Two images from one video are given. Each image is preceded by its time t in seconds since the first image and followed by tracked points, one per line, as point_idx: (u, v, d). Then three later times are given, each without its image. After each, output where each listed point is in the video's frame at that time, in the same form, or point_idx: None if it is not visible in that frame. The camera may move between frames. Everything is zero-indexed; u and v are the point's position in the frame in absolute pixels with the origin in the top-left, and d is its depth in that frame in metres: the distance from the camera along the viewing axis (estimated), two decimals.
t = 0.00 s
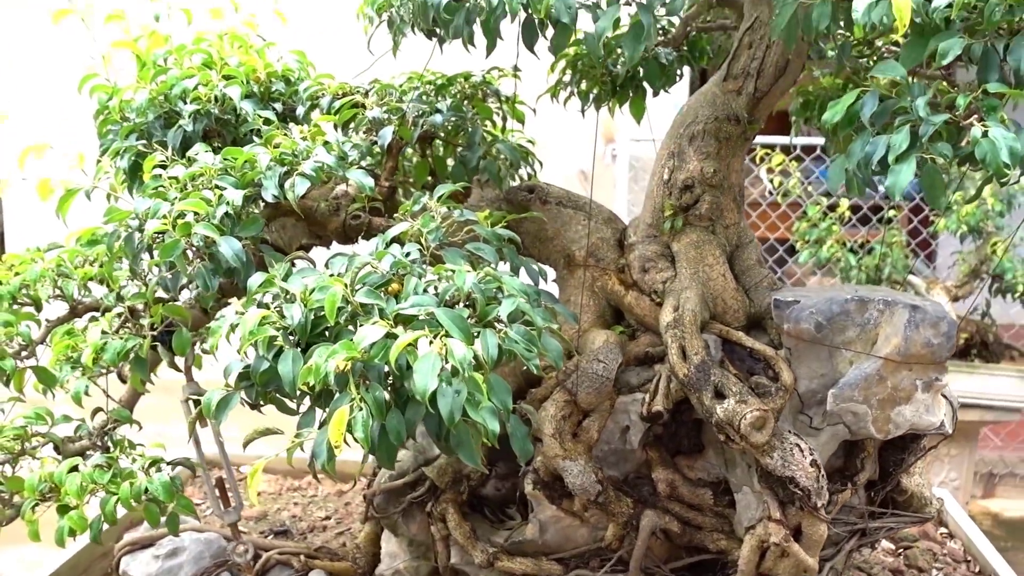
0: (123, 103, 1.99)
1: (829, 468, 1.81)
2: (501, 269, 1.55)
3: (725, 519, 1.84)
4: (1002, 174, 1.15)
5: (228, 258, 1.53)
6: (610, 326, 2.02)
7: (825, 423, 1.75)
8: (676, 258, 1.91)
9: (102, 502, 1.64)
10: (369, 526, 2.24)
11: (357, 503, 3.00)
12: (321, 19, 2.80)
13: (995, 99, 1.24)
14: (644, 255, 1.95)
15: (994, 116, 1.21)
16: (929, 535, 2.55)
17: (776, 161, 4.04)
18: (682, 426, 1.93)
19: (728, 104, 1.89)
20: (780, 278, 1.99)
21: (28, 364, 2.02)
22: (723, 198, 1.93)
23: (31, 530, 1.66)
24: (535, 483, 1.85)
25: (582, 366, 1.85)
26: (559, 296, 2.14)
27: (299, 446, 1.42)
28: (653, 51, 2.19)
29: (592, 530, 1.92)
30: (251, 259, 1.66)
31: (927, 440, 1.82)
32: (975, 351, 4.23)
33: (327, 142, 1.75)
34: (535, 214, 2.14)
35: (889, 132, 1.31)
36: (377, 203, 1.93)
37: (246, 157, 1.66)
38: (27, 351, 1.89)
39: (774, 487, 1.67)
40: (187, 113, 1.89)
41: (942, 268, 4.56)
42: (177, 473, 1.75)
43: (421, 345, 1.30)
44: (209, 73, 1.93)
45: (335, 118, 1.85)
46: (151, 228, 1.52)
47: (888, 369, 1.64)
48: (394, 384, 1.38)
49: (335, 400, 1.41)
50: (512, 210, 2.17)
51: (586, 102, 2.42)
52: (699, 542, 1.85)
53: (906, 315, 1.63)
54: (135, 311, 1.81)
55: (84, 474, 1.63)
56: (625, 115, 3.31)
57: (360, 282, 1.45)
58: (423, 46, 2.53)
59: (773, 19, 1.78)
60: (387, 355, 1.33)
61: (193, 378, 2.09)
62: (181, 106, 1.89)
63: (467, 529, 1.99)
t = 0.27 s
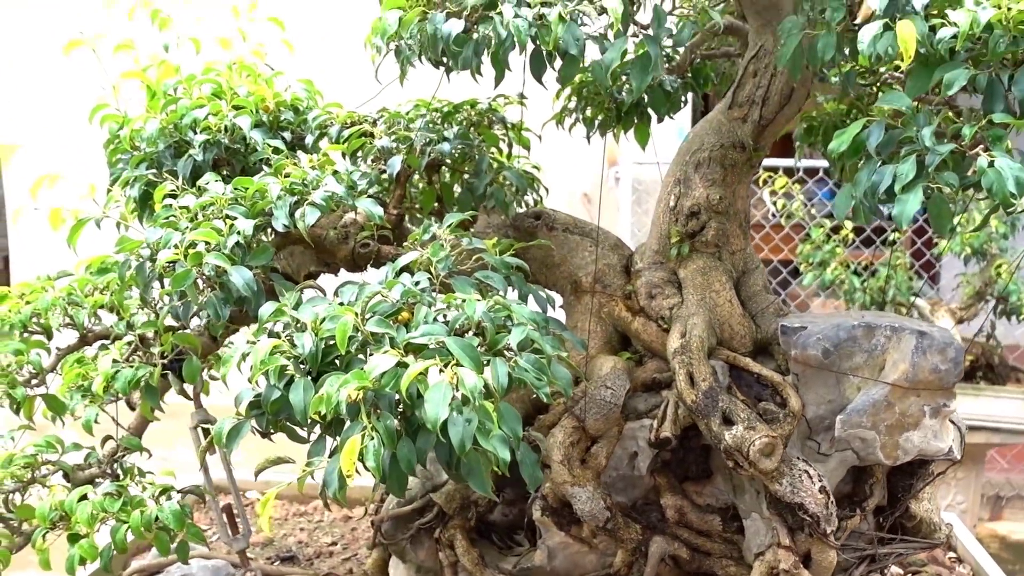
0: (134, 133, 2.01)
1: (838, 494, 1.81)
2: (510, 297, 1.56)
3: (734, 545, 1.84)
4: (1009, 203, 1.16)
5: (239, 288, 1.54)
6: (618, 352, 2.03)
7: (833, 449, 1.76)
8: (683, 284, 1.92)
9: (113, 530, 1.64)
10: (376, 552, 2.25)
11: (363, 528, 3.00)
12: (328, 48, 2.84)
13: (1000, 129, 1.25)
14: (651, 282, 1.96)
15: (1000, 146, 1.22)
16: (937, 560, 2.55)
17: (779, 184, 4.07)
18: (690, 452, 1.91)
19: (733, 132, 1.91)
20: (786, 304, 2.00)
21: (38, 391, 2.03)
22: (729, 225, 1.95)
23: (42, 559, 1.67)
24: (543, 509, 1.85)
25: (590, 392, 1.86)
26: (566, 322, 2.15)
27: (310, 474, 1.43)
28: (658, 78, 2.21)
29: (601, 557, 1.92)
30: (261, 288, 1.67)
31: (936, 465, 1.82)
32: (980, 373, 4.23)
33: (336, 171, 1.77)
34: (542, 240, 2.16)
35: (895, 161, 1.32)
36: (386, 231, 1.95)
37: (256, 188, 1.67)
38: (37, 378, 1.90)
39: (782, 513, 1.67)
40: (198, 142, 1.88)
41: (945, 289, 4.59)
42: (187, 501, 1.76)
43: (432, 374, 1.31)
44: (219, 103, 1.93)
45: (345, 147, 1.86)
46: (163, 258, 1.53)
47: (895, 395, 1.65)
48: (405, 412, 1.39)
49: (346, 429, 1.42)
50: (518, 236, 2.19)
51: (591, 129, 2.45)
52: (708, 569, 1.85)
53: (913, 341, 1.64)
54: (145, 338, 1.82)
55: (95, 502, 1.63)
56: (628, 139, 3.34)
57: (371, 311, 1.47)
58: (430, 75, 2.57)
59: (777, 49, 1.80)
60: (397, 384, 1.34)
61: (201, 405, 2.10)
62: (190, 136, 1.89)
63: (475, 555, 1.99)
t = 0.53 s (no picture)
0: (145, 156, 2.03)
1: (845, 513, 1.81)
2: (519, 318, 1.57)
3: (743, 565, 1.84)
4: (1015, 226, 1.17)
5: (250, 310, 1.56)
6: (625, 371, 2.04)
7: (841, 468, 1.76)
8: (689, 304, 1.93)
9: (123, 551, 1.65)
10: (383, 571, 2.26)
11: (369, 546, 3.01)
12: (335, 69, 2.88)
13: (1006, 152, 1.26)
14: (657, 301, 1.98)
15: (1005, 170, 1.23)
16: None
17: (782, 200, 4.09)
18: (698, 471, 1.93)
19: (739, 153, 1.93)
20: (792, 323, 2.02)
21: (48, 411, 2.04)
22: (735, 245, 1.97)
23: None
24: (552, 529, 1.85)
25: (598, 412, 1.87)
26: (573, 341, 2.16)
27: (321, 496, 1.44)
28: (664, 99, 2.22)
29: None
30: (272, 309, 1.68)
31: (943, 484, 1.82)
32: (985, 389, 4.23)
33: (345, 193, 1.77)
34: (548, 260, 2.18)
35: (901, 184, 1.34)
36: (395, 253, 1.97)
37: (267, 211, 1.68)
38: (47, 399, 1.91)
39: (791, 533, 1.68)
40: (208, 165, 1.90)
41: (949, 304, 4.60)
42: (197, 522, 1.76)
43: (442, 396, 1.32)
44: (229, 125, 1.94)
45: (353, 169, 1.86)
46: (175, 281, 1.54)
47: (903, 415, 1.65)
48: (415, 434, 1.40)
49: (356, 451, 1.43)
50: (525, 256, 2.20)
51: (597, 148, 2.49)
52: None
53: (920, 360, 1.65)
54: (156, 359, 1.83)
55: (106, 523, 1.64)
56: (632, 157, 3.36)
57: (381, 332, 1.48)
58: (439, 97, 2.61)
59: (782, 71, 1.83)
60: (408, 406, 1.36)
61: (210, 425, 2.11)
62: (201, 158, 1.90)
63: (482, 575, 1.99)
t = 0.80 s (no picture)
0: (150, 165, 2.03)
1: (850, 521, 1.81)
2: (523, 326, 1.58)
3: (747, 573, 1.83)
4: (1018, 235, 1.18)
5: (255, 318, 1.57)
6: (628, 378, 2.05)
7: (845, 476, 1.76)
8: (693, 312, 1.94)
9: (127, 560, 1.65)
10: None
11: (372, 554, 3.01)
12: (339, 77, 2.89)
13: (1009, 160, 1.26)
14: (661, 309, 1.98)
15: (1008, 179, 1.23)
16: None
17: (784, 208, 4.10)
18: (701, 478, 1.91)
19: (742, 161, 1.93)
20: (796, 331, 2.02)
21: (52, 420, 2.04)
22: (738, 253, 1.98)
23: None
24: (555, 537, 1.85)
25: (601, 419, 1.87)
26: (576, 348, 2.16)
27: (325, 504, 1.44)
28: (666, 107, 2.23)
29: None
30: (277, 318, 1.68)
31: (948, 492, 1.82)
32: (988, 396, 4.23)
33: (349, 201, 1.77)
34: (551, 267, 2.18)
35: (904, 192, 1.35)
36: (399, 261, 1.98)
37: (272, 220, 1.68)
38: (51, 408, 1.91)
39: (795, 541, 1.67)
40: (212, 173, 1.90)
41: (952, 310, 4.58)
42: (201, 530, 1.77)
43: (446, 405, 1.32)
44: (234, 134, 1.95)
45: (358, 178, 1.87)
46: (180, 290, 1.55)
47: (907, 423, 1.66)
48: (420, 442, 1.41)
49: (361, 459, 1.43)
50: (528, 263, 2.21)
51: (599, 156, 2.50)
52: None
53: (924, 368, 1.66)
54: (160, 368, 1.84)
55: (110, 532, 1.64)
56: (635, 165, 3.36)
57: (385, 340, 1.48)
58: (443, 106, 2.63)
59: (784, 79, 1.83)
60: (412, 414, 1.36)
61: (214, 433, 2.11)
62: (205, 167, 1.90)
63: None
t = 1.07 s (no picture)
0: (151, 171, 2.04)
1: (852, 526, 1.80)
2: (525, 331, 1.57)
3: None
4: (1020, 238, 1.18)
5: (257, 323, 1.56)
6: (630, 384, 2.05)
7: (847, 481, 1.76)
8: (694, 317, 1.94)
9: (128, 566, 1.65)
10: None
11: (372, 561, 3.01)
12: (341, 83, 2.91)
13: (1010, 164, 1.26)
14: (662, 314, 1.98)
15: (1010, 182, 1.24)
16: None
17: (785, 214, 4.11)
18: (704, 484, 1.92)
19: (743, 166, 1.94)
20: (797, 336, 2.02)
21: (53, 425, 2.04)
22: (739, 258, 1.98)
23: None
24: (557, 542, 1.85)
25: (603, 425, 1.87)
26: (577, 354, 2.16)
27: (327, 509, 1.44)
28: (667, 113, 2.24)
29: None
30: (278, 323, 1.68)
31: (950, 497, 1.82)
32: (989, 403, 4.23)
33: (351, 208, 1.78)
34: (553, 273, 2.18)
35: (906, 196, 1.35)
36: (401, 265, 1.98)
37: (274, 225, 1.68)
38: (52, 414, 1.91)
39: (798, 546, 1.67)
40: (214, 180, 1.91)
41: (953, 316, 4.55)
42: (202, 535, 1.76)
43: (449, 409, 1.33)
44: (236, 140, 1.95)
45: (360, 184, 1.87)
46: (182, 295, 1.55)
47: (909, 427, 1.65)
48: (422, 447, 1.40)
49: (362, 464, 1.43)
50: (529, 269, 2.21)
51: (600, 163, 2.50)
52: None
53: (926, 373, 1.66)
54: (161, 373, 1.83)
55: (111, 537, 1.64)
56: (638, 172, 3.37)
57: (387, 345, 1.48)
58: (444, 112, 2.64)
59: (785, 85, 1.84)
60: (415, 419, 1.36)
61: (215, 439, 2.11)
62: (208, 173, 1.91)
63: None
